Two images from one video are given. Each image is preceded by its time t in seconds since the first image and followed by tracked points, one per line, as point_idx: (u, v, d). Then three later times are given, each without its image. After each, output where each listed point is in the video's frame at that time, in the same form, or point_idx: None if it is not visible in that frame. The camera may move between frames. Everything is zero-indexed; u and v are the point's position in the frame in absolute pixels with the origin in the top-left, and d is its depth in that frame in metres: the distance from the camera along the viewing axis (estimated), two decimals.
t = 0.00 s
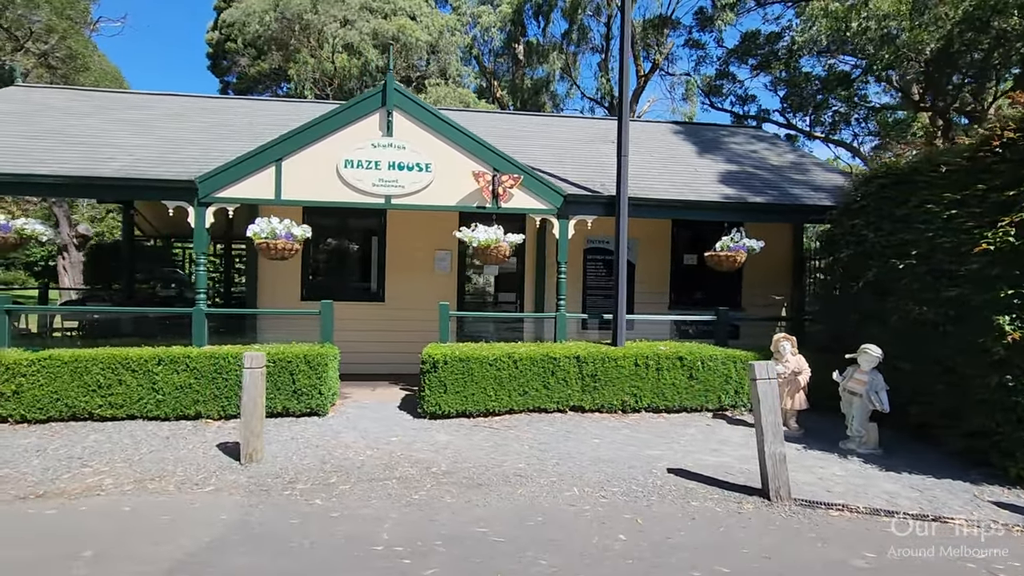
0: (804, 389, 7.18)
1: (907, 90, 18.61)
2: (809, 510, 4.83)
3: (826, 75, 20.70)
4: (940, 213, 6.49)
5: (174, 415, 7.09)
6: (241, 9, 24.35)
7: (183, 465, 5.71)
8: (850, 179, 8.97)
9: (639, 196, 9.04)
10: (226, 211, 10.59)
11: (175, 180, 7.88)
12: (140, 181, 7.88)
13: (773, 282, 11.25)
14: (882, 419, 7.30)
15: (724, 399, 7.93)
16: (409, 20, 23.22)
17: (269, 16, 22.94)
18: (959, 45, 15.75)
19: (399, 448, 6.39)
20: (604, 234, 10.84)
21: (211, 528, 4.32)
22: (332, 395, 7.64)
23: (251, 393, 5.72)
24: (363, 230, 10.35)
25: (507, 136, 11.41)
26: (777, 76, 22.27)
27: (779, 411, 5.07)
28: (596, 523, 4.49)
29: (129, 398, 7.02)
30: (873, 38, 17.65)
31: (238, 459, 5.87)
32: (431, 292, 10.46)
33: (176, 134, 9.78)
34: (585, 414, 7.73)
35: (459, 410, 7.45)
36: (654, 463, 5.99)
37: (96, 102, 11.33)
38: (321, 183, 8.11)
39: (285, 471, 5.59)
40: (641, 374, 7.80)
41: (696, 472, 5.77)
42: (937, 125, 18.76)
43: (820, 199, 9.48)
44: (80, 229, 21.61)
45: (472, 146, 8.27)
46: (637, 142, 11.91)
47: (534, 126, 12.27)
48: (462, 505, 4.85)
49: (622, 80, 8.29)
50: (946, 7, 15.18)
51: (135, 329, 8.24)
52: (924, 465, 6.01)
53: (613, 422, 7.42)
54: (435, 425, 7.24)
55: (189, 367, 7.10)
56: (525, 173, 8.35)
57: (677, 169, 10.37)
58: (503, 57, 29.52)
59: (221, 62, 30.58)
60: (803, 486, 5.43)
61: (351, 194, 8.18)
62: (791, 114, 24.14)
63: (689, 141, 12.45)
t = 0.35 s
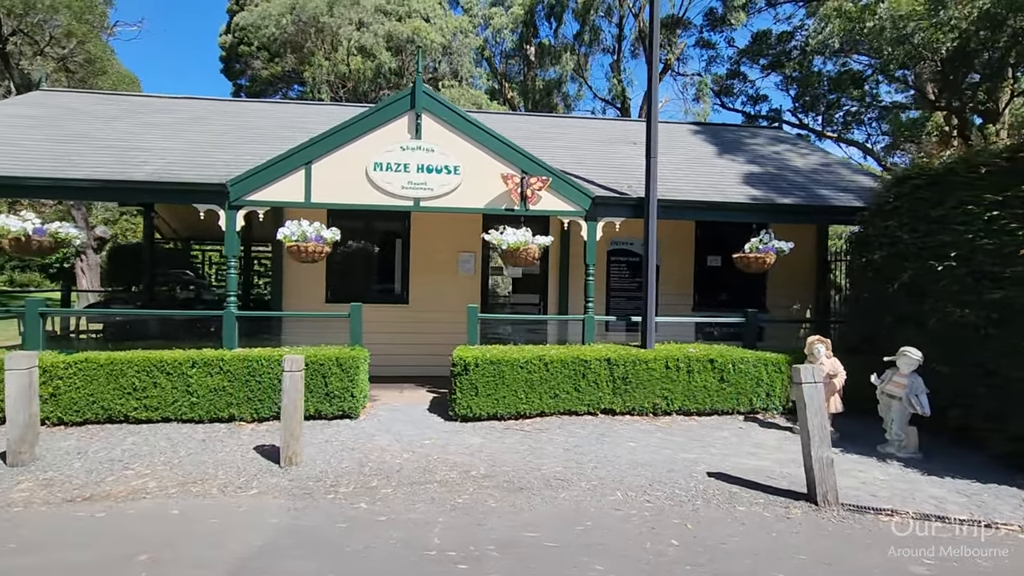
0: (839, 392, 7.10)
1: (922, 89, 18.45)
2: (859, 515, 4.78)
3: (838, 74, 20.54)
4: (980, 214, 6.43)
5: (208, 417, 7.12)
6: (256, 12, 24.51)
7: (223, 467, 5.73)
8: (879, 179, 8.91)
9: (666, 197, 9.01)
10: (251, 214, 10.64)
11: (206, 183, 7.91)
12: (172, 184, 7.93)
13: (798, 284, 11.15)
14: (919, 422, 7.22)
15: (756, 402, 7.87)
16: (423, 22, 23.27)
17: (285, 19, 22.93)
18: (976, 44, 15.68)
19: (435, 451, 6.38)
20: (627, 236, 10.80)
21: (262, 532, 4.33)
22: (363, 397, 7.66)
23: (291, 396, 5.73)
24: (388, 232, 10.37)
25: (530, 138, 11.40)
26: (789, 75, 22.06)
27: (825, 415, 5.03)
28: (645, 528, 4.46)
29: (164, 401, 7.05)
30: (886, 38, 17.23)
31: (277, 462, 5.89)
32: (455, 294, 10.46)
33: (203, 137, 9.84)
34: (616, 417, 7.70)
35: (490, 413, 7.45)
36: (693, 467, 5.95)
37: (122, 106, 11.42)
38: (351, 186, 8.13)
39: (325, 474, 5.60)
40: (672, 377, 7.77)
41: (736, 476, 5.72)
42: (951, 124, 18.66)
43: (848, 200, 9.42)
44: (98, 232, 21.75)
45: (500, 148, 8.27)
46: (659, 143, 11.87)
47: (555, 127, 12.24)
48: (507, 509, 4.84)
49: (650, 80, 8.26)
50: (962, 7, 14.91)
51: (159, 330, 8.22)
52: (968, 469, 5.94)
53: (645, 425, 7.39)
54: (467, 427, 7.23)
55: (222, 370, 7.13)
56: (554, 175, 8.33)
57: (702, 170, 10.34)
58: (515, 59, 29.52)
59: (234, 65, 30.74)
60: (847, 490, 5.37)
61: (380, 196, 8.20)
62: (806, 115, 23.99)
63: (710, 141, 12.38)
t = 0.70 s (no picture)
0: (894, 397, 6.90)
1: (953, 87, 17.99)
2: (932, 525, 4.61)
3: (862, 73, 20.10)
4: None
5: (253, 418, 7.14)
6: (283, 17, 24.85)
7: (274, 468, 5.73)
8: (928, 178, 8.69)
9: (707, 197, 8.87)
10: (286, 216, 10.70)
11: (248, 185, 7.96)
12: (216, 187, 7.99)
13: (839, 285, 10.89)
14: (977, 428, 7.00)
15: (804, 406, 7.69)
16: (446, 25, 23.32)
17: (312, 23, 23.21)
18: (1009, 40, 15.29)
19: (482, 454, 6.32)
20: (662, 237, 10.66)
21: (323, 534, 4.30)
22: (404, 399, 7.63)
23: (341, 398, 5.70)
24: (421, 234, 10.36)
25: (563, 138, 11.32)
26: (813, 75, 21.98)
27: (894, 420, 4.87)
28: (712, 535, 4.34)
29: (210, 401, 7.09)
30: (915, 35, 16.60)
31: (326, 463, 5.87)
32: (489, 296, 10.41)
33: (242, 140, 9.92)
34: (660, 420, 7.58)
35: (533, 415, 7.37)
36: (748, 473, 5.81)
37: (160, 110, 11.58)
38: (391, 187, 8.12)
39: (376, 476, 5.56)
40: (717, 380, 7.62)
41: (795, 482, 5.58)
42: (985, 121, 18.22)
43: (894, 199, 9.20)
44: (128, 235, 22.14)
45: (540, 148, 8.20)
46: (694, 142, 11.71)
47: (588, 128, 12.14)
48: (567, 513, 4.75)
49: (693, 79, 8.13)
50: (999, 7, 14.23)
51: (199, 330, 8.26)
52: None
53: (692, 429, 7.25)
54: (510, 430, 7.16)
55: (267, 371, 7.16)
56: (594, 175, 8.26)
57: (740, 170, 10.17)
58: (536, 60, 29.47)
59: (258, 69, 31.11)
60: (914, 498, 5.19)
61: (420, 197, 8.18)
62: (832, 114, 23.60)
63: (745, 141, 12.19)
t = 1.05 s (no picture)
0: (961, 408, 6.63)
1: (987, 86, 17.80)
2: (1022, 544, 4.38)
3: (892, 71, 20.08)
4: None
5: (300, 423, 7.15)
6: (312, 23, 25.11)
7: (328, 475, 5.71)
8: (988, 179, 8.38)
9: (754, 199, 8.66)
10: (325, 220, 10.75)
11: (294, 191, 8.00)
12: (262, 192, 8.05)
13: (887, 289, 10.55)
14: None
15: (860, 415, 7.44)
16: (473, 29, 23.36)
17: (342, 28, 22.93)
18: None
19: (533, 462, 6.23)
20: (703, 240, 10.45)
21: (389, 543, 4.25)
22: (449, 405, 7.58)
23: (395, 404, 5.65)
24: (459, 239, 10.33)
25: (600, 141, 11.19)
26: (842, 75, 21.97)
27: (975, 432, 4.66)
28: (790, 552, 4.18)
29: (258, 406, 7.12)
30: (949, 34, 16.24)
31: (379, 470, 5.83)
32: (528, 300, 10.33)
33: (283, 145, 10.00)
34: (711, 429, 7.39)
35: (580, 423, 7.25)
36: (813, 485, 5.61)
37: (201, 117, 11.74)
38: (435, 191, 8.10)
39: (431, 484, 5.50)
40: (770, 388, 7.41)
41: (864, 495, 5.37)
42: None
43: (949, 200, 8.89)
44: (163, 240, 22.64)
45: (584, 151, 8.10)
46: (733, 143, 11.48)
47: (624, 130, 11.99)
48: (633, 526, 4.63)
49: (741, 79, 7.94)
50: None
51: (243, 334, 8.32)
52: None
53: (745, 439, 7.06)
54: (558, 437, 7.05)
55: (314, 376, 7.17)
56: (639, 178, 8.13)
57: (785, 171, 9.93)
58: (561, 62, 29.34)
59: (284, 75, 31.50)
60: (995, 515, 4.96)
61: (463, 201, 8.14)
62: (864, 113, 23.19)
63: (785, 141, 11.92)
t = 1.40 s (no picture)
0: None
1: None
2: None
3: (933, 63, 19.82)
4: None
5: (354, 424, 7.14)
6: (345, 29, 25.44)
7: (390, 477, 5.67)
8: None
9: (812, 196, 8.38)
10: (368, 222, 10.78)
11: (345, 193, 8.03)
12: (313, 194, 8.10)
13: (948, 288, 10.10)
14: None
15: (932, 421, 7.11)
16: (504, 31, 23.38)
17: (377, 32, 23.06)
18: None
19: (593, 466, 6.10)
20: (752, 239, 10.17)
21: (465, 548, 4.18)
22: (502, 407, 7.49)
23: (457, 406, 5.58)
24: (502, 239, 10.25)
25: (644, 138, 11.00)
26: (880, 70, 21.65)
27: None
28: (887, 566, 3.97)
29: (314, 407, 7.15)
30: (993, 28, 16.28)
31: (440, 472, 5.78)
32: (572, 301, 10.20)
33: (329, 148, 10.07)
34: (772, 433, 7.15)
35: (636, 426, 7.09)
36: (894, 494, 5.35)
37: (246, 121, 11.93)
38: (484, 191, 8.04)
39: (495, 488, 5.42)
40: (835, 392, 7.13)
41: (951, 505, 5.10)
42: None
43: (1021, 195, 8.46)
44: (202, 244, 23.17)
45: (636, 149, 7.94)
46: (782, 139, 11.16)
47: (668, 127, 11.75)
48: (712, 534, 4.46)
49: (800, 71, 7.69)
50: None
51: (292, 336, 8.36)
52: None
53: (810, 444, 6.80)
54: (615, 441, 6.91)
55: (368, 377, 7.16)
56: (693, 176, 7.93)
57: (840, 167, 9.60)
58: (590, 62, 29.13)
59: (315, 81, 31.99)
60: None
61: (513, 201, 8.06)
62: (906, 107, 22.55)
63: (835, 136, 11.54)
